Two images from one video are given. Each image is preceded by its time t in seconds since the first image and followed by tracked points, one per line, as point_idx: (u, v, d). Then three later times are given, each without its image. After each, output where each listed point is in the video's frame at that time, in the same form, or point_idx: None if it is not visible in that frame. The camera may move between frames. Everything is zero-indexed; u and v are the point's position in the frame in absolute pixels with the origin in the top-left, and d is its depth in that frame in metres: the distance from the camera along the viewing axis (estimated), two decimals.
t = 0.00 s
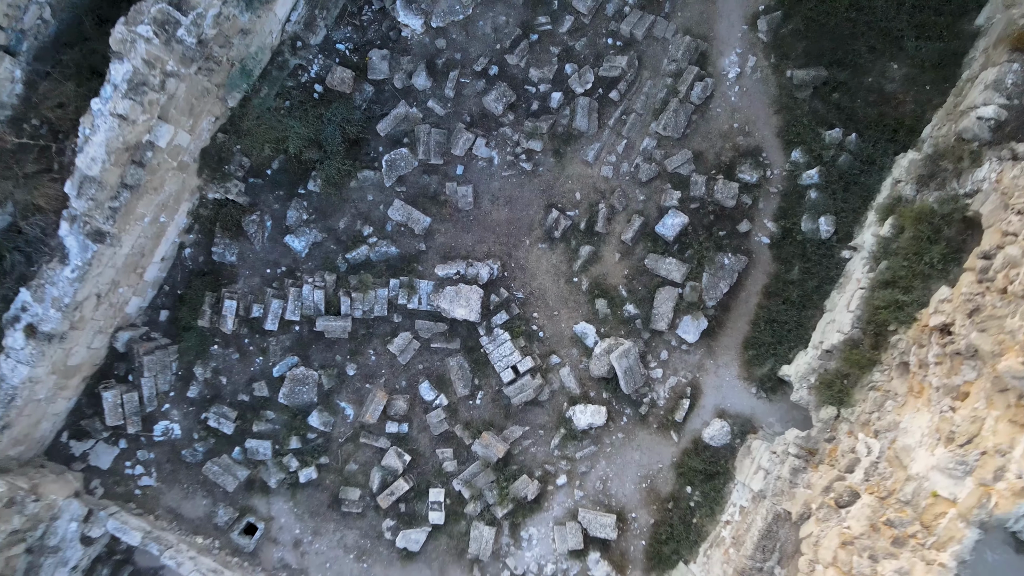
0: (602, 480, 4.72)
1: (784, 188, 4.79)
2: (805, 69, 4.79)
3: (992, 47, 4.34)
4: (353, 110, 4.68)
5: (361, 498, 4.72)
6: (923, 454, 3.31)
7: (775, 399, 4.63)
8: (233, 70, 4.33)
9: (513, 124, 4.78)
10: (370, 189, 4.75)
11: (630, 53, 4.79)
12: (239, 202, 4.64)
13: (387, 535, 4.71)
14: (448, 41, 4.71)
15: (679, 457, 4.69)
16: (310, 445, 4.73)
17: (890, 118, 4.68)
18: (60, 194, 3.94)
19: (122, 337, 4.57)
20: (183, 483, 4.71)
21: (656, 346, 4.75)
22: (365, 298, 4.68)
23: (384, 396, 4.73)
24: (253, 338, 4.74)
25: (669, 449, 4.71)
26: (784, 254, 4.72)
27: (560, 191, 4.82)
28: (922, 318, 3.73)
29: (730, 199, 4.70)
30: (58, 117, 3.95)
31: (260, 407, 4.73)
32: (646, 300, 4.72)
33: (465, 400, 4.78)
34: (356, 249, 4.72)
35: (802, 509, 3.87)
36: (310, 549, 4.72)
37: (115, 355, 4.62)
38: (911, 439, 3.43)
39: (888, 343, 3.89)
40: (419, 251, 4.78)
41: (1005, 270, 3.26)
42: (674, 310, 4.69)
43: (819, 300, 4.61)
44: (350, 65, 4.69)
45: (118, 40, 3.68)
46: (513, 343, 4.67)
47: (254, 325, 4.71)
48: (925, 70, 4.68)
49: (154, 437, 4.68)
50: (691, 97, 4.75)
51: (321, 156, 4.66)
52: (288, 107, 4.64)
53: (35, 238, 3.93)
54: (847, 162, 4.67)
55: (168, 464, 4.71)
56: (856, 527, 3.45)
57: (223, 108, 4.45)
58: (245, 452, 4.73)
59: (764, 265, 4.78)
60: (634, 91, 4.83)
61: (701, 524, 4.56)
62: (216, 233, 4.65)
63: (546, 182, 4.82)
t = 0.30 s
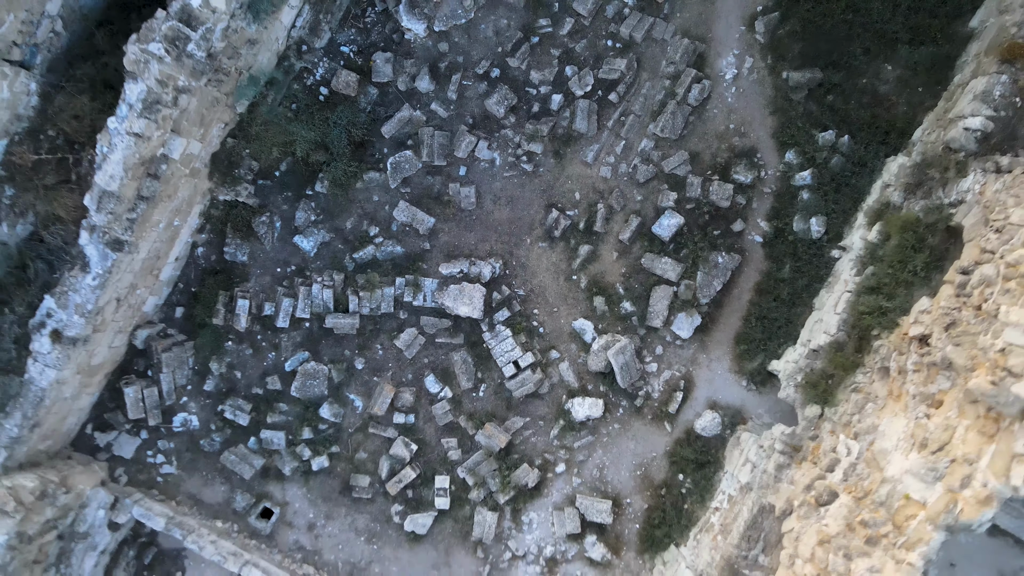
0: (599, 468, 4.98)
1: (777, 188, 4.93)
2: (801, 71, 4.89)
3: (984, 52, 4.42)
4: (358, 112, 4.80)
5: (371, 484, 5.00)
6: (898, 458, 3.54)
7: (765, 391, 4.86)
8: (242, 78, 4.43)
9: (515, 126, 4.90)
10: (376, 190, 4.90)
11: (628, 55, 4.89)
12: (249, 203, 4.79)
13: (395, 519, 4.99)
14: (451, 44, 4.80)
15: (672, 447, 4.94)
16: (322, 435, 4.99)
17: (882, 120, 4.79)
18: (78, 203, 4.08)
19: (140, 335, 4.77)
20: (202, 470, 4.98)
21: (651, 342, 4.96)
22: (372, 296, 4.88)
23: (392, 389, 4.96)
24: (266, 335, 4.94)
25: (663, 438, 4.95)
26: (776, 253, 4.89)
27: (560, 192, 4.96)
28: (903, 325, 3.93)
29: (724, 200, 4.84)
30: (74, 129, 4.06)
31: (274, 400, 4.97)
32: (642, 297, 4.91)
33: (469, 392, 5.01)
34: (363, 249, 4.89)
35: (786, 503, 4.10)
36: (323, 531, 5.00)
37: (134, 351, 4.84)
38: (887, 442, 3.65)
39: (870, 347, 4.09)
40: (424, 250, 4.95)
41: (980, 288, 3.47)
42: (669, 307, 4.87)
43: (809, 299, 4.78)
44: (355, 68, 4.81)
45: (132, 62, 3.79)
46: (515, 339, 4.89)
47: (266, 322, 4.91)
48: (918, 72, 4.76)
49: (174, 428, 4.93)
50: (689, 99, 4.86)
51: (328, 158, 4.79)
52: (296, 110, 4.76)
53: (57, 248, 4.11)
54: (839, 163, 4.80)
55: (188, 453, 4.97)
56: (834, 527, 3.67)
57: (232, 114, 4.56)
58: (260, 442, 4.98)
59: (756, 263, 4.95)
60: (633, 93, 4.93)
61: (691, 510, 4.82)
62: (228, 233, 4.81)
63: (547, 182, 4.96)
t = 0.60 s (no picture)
0: (597, 502, 5.18)
1: (768, 232, 5.08)
2: (791, 118, 5.04)
3: (966, 105, 4.58)
4: (365, 160, 4.96)
5: (378, 518, 5.20)
6: (880, 505, 3.71)
7: (756, 427, 5.05)
8: (254, 133, 4.60)
9: (516, 173, 5.03)
10: (382, 235, 5.05)
11: (625, 103, 5.01)
12: (261, 248, 4.97)
13: (401, 551, 5.19)
14: (454, 95, 4.94)
15: (667, 481, 5.13)
16: (330, 470, 5.18)
17: (868, 168, 4.97)
18: (99, 256, 4.30)
19: (156, 376, 4.98)
20: (215, 504, 5.17)
21: (647, 381, 5.12)
22: (379, 338, 5.07)
23: (398, 426, 5.17)
24: (277, 374, 5.12)
25: (658, 473, 5.14)
26: (767, 295, 5.06)
27: (559, 236, 5.10)
28: (886, 374, 4.15)
29: (717, 245, 5.04)
30: (95, 185, 4.25)
31: (285, 437, 5.16)
32: (638, 338, 5.09)
33: (472, 429, 5.19)
34: (371, 291, 5.05)
35: (776, 545, 4.30)
36: (331, 563, 5.21)
37: (150, 391, 5.03)
38: (870, 489, 3.82)
39: (856, 394, 4.30)
40: (428, 292, 5.10)
41: (956, 346, 3.67)
42: (664, 348, 5.07)
43: (797, 339, 5.00)
44: (362, 117, 4.96)
45: (153, 127, 3.93)
46: (516, 379, 5.10)
47: (277, 363, 5.10)
48: (903, 121, 4.94)
49: (189, 464, 5.12)
50: (683, 146, 5.03)
51: (337, 204, 4.95)
52: (305, 158, 4.88)
53: (81, 298, 4.30)
54: (827, 210, 4.99)
55: (202, 488, 5.16)
56: (818, 570, 3.87)
57: (244, 165, 4.69)
58: (271, 478, 5.17)
59: (748, 304, 5.12)
60: (630, 140, 5.05)
61: (685, 543, 5.07)
62: (241, 277, 5.00)
63: (547, 227, 5.09)
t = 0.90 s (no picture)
0: (595, 535, 5.38)
1: (759, 276, 5.29)
2: (781, 167, 5.25)
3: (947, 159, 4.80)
4: (372, 208, 5.16)
5: (384, 550, 5.40)
6: (863, 549, 3.91)
7: (747, 463, 5.26)
8: (267, 188, 4.80)
9: (518, 220, 5.23)
10: (388, 279, 5.25)
11: (622, 153, 5.21)
12: (272, 293, 5.18)
13: None
14: (457, 146, 5.15)
15: (662, 515, 5.34)
16: (338, 504, 5.38)
17: (855, 215, 5.17)
18: (119, 306, 4.49)
19: (172, 416, 5.18)
20: (228, 537, 5.38)
21: (643, 419, 5.33)
22: (385, 378, 5.29)
23: (403, 462, 5.37)
24: (287, 413, 5.32)
25: (654, 507, 5.35)
26: (759, 336, 5.26)
27: (559, 279, 5.30)
28: (869, 421, 4.38)
29: (710, 289, 5.25)
30: (116, 241, 4.45)
31: (294, 472, 5.35)
32: (634, 378, 5.31)
33: (474, 465, 5.39)
34: (377, 334, 5.26)
35: None
36: None
37: (166, 430, 5.23)
38: (854, 532, 4.02)
39: (842, 438, 4.52)
40: (432, 334, 5.31)
41: (935, 401, 3.89)
42: (659, 388, 5.28)
43: (787, 379, 5.22)
44: (369, 167, 5.16)
45: (173, 190, 4.17)
46: (517, 418, 5.31)
47: (288, 402, 5.30)
48: (888, 170, 5.15)
49: (202, 499, 5.33)
50: (678, 194, 5.24)
51: (345, 251, 5.15)
52: (314, 207, 5.08)
53: (101, 347, 4.51)
54: (816, 256, 5.20)
55: (214, 521, 5.36)
56: None
57: (256, 216, 4.89)
58: (281, 512, 5.37)
59: (740, 344, 5.32)
60: (626, 188, 5.26)
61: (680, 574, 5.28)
62: (253, 320, 5.20)
63: (547, 271, 5.30)
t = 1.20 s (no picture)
0: (593, 565, 5.59)
1: (751, 316, 5.50)
2: (771, 212, 5.46)
3: (931, 208, 5.01)
4: (378, 253, 5.36)
5: None
6: None
7: (740, 496, 5.47)
8: (279, 236, 4.99)
9: (519, 264, 5.44)
10: (394, 319, 5.46)
11: (619, 199, 5.42)
12: (282, 334, 5.39)
13: None
14: (460, 193, 5.36)
15: (657, 546, 5.55)
16: (346, 536, 5.58)
17: (843, 258, 5.38)
18: (138, 353, 4.68)
19: (186, 452, 5.39)
20: (239, 567, 5.59)
21: (639, 454, 5.54)
22: (391, 416, 5.49)
23: (408, 496, 5.57)
24: (296, 449, 5.52)
25: (649, 538, 5.55)
26: (751, 375, 5.47)
27: (558, 319, 5.51)
28: (855, 463, 4.60)
29: (704, 329, 5.45)
30: (136, 290, 4.65)
31: (303, 505, 5.55)
32: (630, 415, 5.52)
33: (477, 497, 5.59)
34: (384, 373, 5.47)
35: None
36: None
37: (180, 465, 5.44)
38: (839, 572, 4.22)
39: (829, 477, 4.75)
40: (436, 372, 5.52)
41: (916, 450, 4.11)
42: (655, 424, 5.49)
43: (778, 416, 5.43)
44: (375, 213, 5.36)
45: (191, 247, 4.36)
46: (517, 453, 5.53)
47: (298, 438, 5.51)
48: (875, 216, 5.36)
49: (215, 531, 5.54)
50: (673, 239, 5.45)
51: (353, 293, 5.36)
52: (323, 252, 5.28)
53: (121, 390, 4.73)
54: (805, 298, 5.41)
55: (227, 552, 5.58)
56: None
57: (268, 262, 5.10)
58: (291, 543, 5.57)
59: (732, 382, 5.54)
60: (623, 232, 5.46)
61: None
62: (263, 360, 5.41)
63: (547, 311, 5.51)
